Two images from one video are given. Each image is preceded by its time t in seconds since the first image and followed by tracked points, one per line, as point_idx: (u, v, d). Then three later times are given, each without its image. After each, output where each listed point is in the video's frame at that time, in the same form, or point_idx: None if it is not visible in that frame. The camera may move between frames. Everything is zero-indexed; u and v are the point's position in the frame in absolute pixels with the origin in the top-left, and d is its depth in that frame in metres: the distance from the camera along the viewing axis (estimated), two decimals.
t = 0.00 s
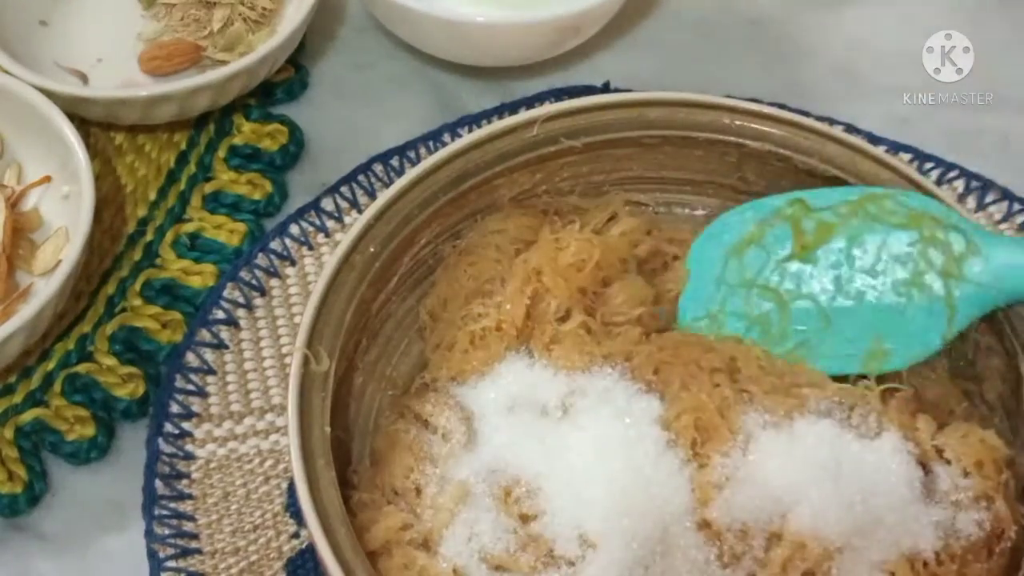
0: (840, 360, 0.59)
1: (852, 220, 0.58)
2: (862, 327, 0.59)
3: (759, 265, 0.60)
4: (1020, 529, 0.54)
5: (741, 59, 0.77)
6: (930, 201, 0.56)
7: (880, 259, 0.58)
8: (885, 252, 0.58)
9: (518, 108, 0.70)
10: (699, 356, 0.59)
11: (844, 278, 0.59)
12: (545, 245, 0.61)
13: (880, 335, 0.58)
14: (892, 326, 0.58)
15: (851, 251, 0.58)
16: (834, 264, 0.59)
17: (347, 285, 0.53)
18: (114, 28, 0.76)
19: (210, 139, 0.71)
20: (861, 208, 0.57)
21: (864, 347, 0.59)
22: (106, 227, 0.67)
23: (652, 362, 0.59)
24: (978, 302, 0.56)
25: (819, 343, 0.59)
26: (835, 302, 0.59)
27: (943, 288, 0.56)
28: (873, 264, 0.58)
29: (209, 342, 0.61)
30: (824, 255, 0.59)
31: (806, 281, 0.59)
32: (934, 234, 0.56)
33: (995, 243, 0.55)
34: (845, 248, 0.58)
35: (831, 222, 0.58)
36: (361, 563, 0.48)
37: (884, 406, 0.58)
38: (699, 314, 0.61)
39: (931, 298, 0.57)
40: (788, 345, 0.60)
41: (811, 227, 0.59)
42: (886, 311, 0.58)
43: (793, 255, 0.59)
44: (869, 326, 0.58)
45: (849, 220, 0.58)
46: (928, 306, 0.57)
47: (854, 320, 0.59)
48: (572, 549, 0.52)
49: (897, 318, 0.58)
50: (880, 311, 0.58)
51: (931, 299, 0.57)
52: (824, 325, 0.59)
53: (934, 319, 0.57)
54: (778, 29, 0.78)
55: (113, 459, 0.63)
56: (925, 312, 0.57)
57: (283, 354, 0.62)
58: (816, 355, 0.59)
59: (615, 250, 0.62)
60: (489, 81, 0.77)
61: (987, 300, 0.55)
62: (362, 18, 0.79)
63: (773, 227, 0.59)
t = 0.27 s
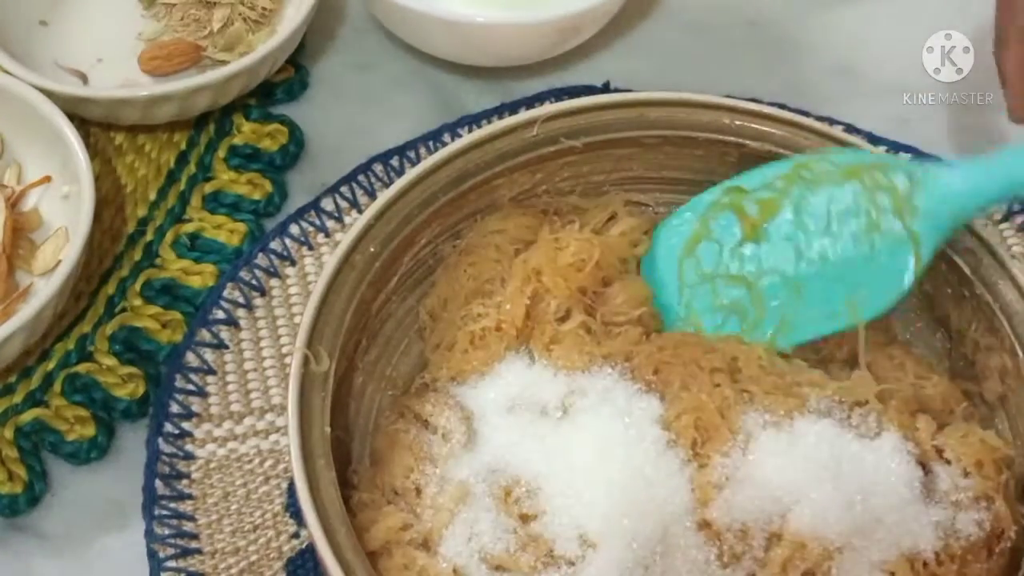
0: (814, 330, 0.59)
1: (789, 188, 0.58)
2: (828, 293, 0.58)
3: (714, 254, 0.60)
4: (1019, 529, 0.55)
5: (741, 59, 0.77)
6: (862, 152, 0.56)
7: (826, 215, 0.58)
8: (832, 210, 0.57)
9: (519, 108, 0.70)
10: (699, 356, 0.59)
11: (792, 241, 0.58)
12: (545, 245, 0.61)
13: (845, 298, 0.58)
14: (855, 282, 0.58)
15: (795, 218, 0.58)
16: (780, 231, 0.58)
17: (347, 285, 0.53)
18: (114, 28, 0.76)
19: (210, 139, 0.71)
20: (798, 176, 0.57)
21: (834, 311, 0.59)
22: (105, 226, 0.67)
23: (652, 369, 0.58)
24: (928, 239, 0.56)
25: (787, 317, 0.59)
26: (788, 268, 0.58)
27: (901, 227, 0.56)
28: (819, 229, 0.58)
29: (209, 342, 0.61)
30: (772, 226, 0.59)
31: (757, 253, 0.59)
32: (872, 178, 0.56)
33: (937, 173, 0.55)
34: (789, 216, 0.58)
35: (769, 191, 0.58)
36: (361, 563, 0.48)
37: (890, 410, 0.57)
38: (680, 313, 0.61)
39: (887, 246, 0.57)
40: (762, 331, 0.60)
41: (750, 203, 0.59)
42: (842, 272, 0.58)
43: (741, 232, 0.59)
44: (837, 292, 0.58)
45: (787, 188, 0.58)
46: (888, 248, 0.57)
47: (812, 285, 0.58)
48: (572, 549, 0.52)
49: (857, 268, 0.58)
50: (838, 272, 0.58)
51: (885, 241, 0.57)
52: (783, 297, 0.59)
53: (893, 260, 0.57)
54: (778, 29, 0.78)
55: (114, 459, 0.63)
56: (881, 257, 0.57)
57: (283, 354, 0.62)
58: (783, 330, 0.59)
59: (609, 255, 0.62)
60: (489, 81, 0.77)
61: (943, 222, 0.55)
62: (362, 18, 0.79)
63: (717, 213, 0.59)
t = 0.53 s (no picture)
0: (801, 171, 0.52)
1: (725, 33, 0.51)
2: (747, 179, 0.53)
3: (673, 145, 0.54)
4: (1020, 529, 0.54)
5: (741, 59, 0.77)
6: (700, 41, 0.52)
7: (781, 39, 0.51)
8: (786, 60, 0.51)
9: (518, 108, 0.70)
10: (699, 356, 0.59)
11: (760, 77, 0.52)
12: (545, 245, 0.61)
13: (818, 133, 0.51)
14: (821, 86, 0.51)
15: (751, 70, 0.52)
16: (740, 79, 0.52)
17: (348, 284, 0.53)
18: (114, 28, 0.76)
19: (210, 139, 0.71)
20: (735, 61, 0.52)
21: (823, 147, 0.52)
22: (105, 226, 0.67)
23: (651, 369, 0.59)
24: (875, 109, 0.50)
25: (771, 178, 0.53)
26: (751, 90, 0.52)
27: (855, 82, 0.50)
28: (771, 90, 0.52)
29: (209, 342, 0.61)
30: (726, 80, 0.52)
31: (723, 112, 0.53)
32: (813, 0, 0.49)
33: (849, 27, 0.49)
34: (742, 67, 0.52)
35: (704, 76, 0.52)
36: (361, 563, 0.48)
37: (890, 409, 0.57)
38: (678, 242, 0.55)
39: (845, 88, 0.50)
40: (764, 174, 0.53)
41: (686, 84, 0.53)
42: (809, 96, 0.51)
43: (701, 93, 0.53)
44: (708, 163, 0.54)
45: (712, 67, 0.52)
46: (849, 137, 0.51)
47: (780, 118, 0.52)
48: (572, 549, 0.53)
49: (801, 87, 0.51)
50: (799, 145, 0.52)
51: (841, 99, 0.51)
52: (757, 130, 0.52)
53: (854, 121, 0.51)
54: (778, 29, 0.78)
55: (114, 459, 0.63)
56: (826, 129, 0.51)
57: (283, 354, 0.62)
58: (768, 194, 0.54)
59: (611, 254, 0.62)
60: (489, 81, 0.77)
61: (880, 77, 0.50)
62: (362, 18, 0.79)
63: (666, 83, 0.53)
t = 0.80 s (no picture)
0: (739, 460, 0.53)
1: (683, 303, 0.55)
2: (697, 452, 0.53)
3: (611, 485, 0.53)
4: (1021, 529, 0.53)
5: (741, 58, 0.77)
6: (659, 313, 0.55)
7: (725, 346, 0.54)
8: (730, 349, 0.54)
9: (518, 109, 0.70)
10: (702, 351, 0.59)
11: (700, 382, 0.54)
12: (545, 245, 0.61)
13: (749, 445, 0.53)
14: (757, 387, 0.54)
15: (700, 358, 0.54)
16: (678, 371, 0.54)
17: (348, 284, 0.53)
18: (114, 28, 0.76)
19: (210, 139, 0.71)
20: (679, 351, 0.54)
21: (761, 397, 0.54)
22: (105, 226, 0.67)
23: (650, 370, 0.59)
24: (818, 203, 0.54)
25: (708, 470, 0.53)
26: (694, 390, 0.54)
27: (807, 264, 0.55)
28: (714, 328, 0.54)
29: (209, 342, 0.61)
30: (668, 358, 0.54)
31: (652, 439, 0.53)
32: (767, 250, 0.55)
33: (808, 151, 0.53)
34: (697, 368, 0.54)
35: (633, 369, 0.54)
36: (361, 564, 0.48)
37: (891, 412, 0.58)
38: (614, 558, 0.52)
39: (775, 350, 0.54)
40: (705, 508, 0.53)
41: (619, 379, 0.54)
42: (747, 375, 0.54)
43: (638, 410, 0.53)
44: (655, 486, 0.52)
45: (652, 352, 0.54)
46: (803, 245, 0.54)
47: (716, 389, 0.54)
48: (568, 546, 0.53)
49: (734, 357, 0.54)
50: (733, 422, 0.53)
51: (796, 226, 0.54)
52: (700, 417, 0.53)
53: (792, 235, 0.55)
54: (778, 29, 0.78)
55: (114, 459, 0.63)
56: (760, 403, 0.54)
57: (283, 354, 0.62)
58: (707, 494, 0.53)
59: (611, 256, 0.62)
60: (489, 80, 0.77)
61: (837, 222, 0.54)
62: (362, 18, 0.79)
63: (604, 408, 0.53)
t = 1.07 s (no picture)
0: (664, 426, 0.51)
1: (572, 273, 0.53)
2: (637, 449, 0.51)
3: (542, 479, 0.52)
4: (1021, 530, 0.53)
5: (740, 58, 0.77)
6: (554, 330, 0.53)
7: (647, 289, 0.52)
8: (665, 302, 0.51)
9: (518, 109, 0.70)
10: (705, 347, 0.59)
11: (625, 359, 0.51)
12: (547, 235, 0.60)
13: (675, 386, 0.52)
14: (692, 353, 0.52)
15: (612, 343, 0.52)
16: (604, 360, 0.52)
17: (348, 284, 0.53)
18: (114, 28, 0.76)
19: (210, 139, 0.71)
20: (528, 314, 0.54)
21: (668, 406, 0.51)
22: (105, 226, 0.67)
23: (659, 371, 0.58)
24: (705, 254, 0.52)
25: (630, 426, 0.51)
26: (613, 362, 0.52)
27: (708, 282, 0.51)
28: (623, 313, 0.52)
29: (209, 342, 0.61)
30: (580, 335, 0.52)
31: (587, 387, 0.51)
32: (670, 234, 0.52)
33: (699, 155, 0.53)
34: (599, 358, 0.52)
35: (558, 315, 0.53)
36: (362, 564, 0.48)
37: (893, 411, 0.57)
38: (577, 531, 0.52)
39: (710, 338, 0.52)
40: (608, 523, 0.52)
41: (546, 350, 0.52)
42: (673, 363, 0.51)
43: (570, 356, 0.52)
44: (594, 458, 0.51)
45: (573, 324, 0.52)
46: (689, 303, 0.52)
47: (643, 360, 0.51)
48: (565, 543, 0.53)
49: (654, 345, 0.51)
50: (661, 370, 0.51)
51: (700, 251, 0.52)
52: (607, 428, 0.51)
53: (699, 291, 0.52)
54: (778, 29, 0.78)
55: (114, 459, 0.63)
56: (691, 346, 0.51)
57: (283, 353, 0.61)
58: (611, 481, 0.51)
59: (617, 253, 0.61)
60: (489, 81, 0.77)
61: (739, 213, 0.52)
62: (363, 18, 0.79)
63: (521, 356, 0.53)
